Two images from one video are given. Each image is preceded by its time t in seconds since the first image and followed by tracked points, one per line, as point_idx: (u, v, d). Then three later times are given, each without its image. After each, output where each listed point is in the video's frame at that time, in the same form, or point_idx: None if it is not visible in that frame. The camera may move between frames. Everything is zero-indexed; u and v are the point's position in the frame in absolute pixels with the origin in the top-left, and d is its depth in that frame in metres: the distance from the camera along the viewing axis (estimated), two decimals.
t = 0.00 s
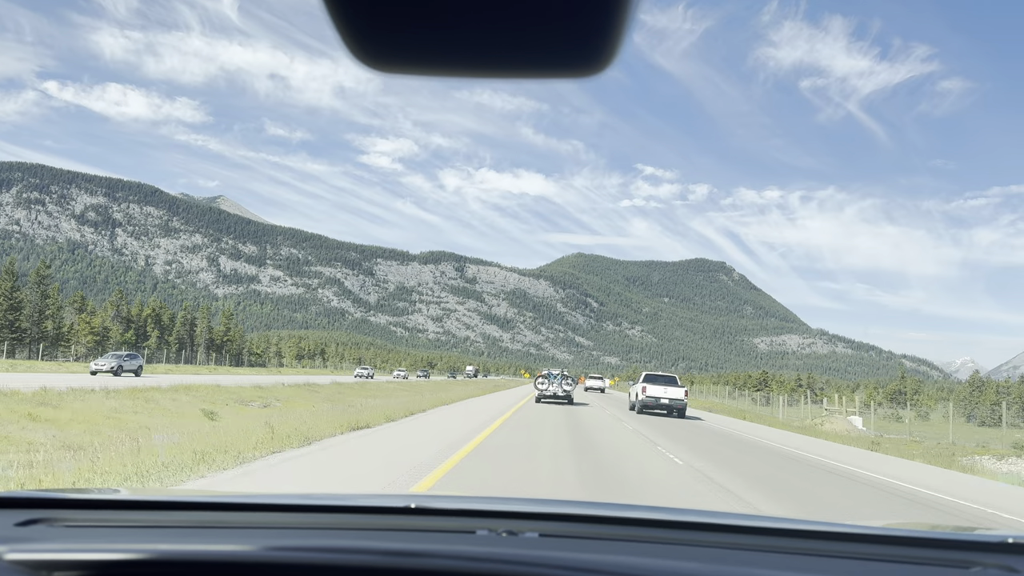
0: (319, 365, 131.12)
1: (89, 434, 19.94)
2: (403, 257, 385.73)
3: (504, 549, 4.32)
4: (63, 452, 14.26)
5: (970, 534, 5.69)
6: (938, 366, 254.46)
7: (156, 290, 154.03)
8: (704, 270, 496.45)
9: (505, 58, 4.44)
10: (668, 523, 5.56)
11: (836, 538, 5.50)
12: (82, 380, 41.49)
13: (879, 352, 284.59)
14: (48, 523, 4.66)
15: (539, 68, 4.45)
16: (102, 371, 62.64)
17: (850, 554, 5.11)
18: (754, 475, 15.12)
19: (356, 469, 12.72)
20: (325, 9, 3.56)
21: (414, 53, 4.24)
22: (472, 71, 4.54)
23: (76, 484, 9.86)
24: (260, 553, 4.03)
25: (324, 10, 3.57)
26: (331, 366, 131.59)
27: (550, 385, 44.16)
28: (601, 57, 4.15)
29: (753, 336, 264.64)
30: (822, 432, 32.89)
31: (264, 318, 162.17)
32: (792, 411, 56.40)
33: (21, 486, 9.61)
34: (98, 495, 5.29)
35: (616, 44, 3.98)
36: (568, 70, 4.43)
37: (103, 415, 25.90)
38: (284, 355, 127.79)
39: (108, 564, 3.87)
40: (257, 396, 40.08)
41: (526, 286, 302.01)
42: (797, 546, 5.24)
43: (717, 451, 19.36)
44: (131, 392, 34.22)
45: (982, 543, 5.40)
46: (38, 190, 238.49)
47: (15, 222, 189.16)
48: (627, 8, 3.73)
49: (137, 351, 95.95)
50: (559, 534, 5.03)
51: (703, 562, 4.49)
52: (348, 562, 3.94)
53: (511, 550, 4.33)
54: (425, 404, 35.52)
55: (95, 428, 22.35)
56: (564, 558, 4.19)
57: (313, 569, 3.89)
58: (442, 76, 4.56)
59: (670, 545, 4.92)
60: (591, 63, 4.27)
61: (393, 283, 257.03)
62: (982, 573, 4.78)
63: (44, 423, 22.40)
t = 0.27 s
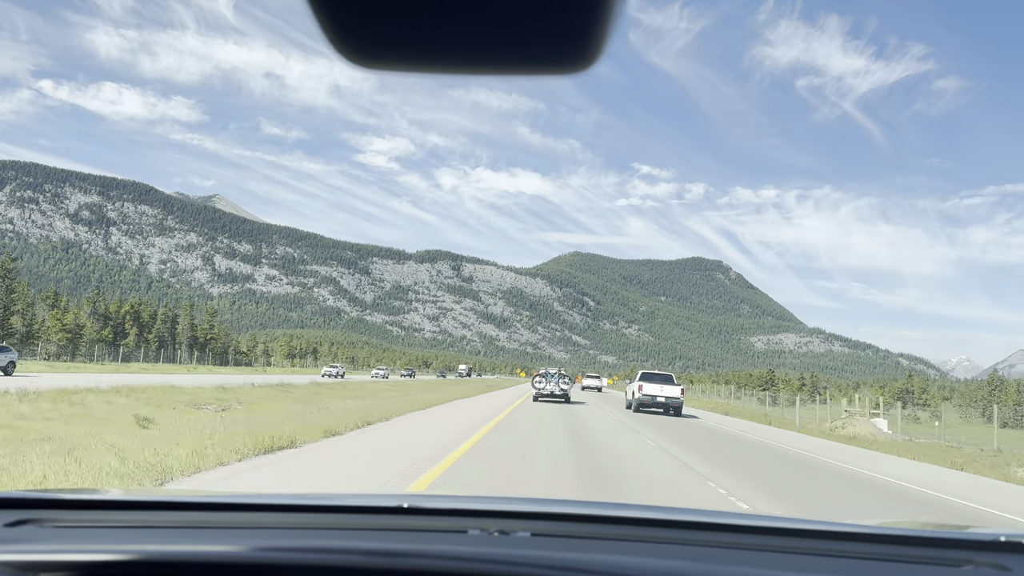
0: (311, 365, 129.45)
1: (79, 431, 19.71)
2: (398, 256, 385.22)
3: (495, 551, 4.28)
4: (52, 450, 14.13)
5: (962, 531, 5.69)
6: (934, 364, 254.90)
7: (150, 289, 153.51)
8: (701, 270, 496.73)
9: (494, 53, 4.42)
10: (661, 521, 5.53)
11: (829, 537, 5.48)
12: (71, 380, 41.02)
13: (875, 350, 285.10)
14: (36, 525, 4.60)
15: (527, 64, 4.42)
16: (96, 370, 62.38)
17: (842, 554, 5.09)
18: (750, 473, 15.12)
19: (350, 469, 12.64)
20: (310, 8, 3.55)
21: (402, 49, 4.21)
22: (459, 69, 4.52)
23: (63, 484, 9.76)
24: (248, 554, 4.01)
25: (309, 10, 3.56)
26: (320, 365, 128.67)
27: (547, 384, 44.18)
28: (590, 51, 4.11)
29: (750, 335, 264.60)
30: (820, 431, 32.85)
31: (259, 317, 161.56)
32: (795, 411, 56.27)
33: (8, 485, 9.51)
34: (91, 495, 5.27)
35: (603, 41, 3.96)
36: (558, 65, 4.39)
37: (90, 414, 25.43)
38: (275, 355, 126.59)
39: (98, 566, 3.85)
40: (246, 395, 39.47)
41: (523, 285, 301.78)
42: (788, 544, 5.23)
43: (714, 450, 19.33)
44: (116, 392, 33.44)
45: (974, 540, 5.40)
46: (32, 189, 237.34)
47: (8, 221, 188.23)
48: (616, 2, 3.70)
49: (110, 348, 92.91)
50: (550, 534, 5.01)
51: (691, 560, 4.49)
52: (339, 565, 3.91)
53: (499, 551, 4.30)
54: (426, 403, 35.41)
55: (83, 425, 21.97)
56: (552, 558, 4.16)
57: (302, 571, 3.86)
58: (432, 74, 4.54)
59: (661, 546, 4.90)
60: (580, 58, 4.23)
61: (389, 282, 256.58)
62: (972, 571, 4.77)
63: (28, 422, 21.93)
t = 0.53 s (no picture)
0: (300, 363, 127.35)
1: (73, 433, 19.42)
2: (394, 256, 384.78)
3: (492, 543, 4.28)
4: (50, 447, 13.94)
5: (955, 526, 5.71)
6: (930, 362, 255.42)
7: (144, 288, 153.07)
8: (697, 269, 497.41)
9: (485, 49, 4.43)
10: (655, 516, 5.53)
11: (824, 530, 5.48)
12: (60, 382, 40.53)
13: (871, 348, 285.52)
14: (27, 519, 4.57)
15: (520, 56, 4.42)
16: (89, 371, 62.15)
17: (837, 548, 5.08)
18: (745, 471, 15.15)
19: (344, 465, 12.60)
20: None
21: (393, 36, 4.16)
22: (454, 58, 4.50)
23: (62, 479, 9.66)
24: (248, 547, 4.02)
25: None
26: (309, 364, 125.48)
27: (543, 383, 44.21)
28: (585, 37, 4.06)
29: (746, 334, 265.09)
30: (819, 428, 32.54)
31: (253, 316, 161.10)
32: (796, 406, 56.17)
33: (7, 480, 9.44)
34: (85, 489, 5.22)
35: (593, 33, 3.96)
36: (552, 52, 4.35)
37: (75, 420, 24.81)
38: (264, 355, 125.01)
39: (91, 558, 3.82)
40: (219, 398, 38.06)
41: (519, 284, 301.75)
42: (786, 539, 5.21)
43: (709, 448, 19.33)
44: (94, 394, 32.41)
45: (970, 535, 5.41)
46: (24, 187, 236.26)
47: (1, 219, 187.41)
48: None
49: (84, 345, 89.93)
50: (543, 527, 4.98)
51: (687, 553, 4.47)
52: (333, 556, 3.89)
53: (497, 544, 4.27)
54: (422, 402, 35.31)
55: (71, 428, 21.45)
56: (546, 551, 4.14)
57: (298, 563, 3.84)
58: (425, 62, 4.51)
59: (658, 539, 4.88)
60: (571, 48, 4.19)
61: (384, 281, 256.29)
62: (967, 566, 4.77)
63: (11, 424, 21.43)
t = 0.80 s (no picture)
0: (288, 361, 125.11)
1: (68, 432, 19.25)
2: (387, 254, 384.25)
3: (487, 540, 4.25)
4: (45, 448, 13.84)
5: (947, 523, 5.71)
6: (924, 360, 255.92)
7: (135, 286, 152.34)
8: (691, 267, 498.30)
9: (480, 48, 4.39)
10: (650, 512, 5.51)
11: (818, 527, 5.48)
12: (48, 381, 40.16)
13: (865, 347, 285.94)
14: (20, 515, 4.52)
15: (517, 51, 4.38)
16: (81, 369, 61.83)
17: (833, 545, 5.06)
18: (740, 468, 15.16)
19: (338, 463, 12.58)
20: None
21: (387, 34, 4.12)
22: (452, 55, 4.46)
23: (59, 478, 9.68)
24: (244, 543, 3.99)
25: None
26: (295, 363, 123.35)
27: (538, 381, 44.19)
28: (581, 35, 4.02)
29: (740, 332, 265.54)
30: (813, 428, 32.50)
31: (245, 314, 160.37)
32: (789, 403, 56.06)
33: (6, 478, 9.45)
34: (76, 485, 5.16)
35: (591, 29, 3.92)
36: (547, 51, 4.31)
37: (62, 420, 24.18)
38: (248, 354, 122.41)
39: (89, 554, 3.80)
40: (158, 397, 33.32)
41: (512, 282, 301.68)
42: (782, 536, 5.19)
43: (705, 446, 19.32)
44: (78, 392, 31.28)
45: (965, 532, 5.41)
46: (15, 184, 234.81)
47: None
48: None
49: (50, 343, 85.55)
50: (539, 525, 4.95)
51: (685, 552, 4.44)
52: (330, 552, 3.86)
53: (494, 539, 4.24)
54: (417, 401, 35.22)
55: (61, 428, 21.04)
56: (542, 547, 4.13)
57: (294, 560, 3.81)
58: (422, 56, 4.46)
59: (654, 535, 4.86)
60: (568, 45, 4.16)
61: (377, 280, 255.76)
62: (959, 562, 4.77)
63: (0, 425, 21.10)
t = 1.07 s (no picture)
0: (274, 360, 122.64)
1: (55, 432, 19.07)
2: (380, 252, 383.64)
3: (479, 539, 4.22)
4: (29, 448, 13.71)
5: (937, 523, 5.72)
6: (915, 359, 257.09)
7: (125, 285, 151.68)
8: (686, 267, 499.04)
9: (472, 42, 4.35)
10: (642, 511, 5.50)
11: (807, 527, 5.47)
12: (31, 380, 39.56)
13: (858, 346, 286.52)
14: (11, 512, 4.49)
15: (509, 51, 4.35)
16: (70, 368, 61.37)
17: (821, 545, 5.06)
18: (733, 467, 15.16)
19: (331, 461, 12.55)
20: None
21: (379, 30, 4.11)
22: (445, 54, 4.42)
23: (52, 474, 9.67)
24: (232, 543, 3.95)
25: None
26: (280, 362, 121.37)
27: (532, 380, 44.19)
28: (570, 35, 4.02)
29: (733, 331, 266.13)
30: (808, 429, 32.41)
31: (236, 313, 159.76)
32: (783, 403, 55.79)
33: None
34: (64, 484, 5.11)
35: (581, 29, 3.89)
36: (537, 51, 4.30)
37: (44, 420, 23.80)
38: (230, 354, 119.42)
39: (79, 553, 3.80)
40: (119, 397, 31.74)
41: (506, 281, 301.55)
42: (773, 535, 5.18)
43: (697, 444, 19.36)
44: (60, 392, 30.65)
45: (953, 532, 5.42)
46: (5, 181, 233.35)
47: None
48: None
49: (14, 340, 82.24)
50: (527, 522, 4.94)
51: (682, 552, 4.43)
52: (319, 555, 3.80)
53: (486, 541, 4.21)
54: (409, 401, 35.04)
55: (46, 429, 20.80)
56: (533, 546, 4.11)
57: (286, 560, 3.78)
58: (418, 55, 4.46)
59: (648, 534, 4.84)
60: (554, 47, 4.20)
61: (370, 278, 255.35)
62: (948, 561, 4.77)
63: None
